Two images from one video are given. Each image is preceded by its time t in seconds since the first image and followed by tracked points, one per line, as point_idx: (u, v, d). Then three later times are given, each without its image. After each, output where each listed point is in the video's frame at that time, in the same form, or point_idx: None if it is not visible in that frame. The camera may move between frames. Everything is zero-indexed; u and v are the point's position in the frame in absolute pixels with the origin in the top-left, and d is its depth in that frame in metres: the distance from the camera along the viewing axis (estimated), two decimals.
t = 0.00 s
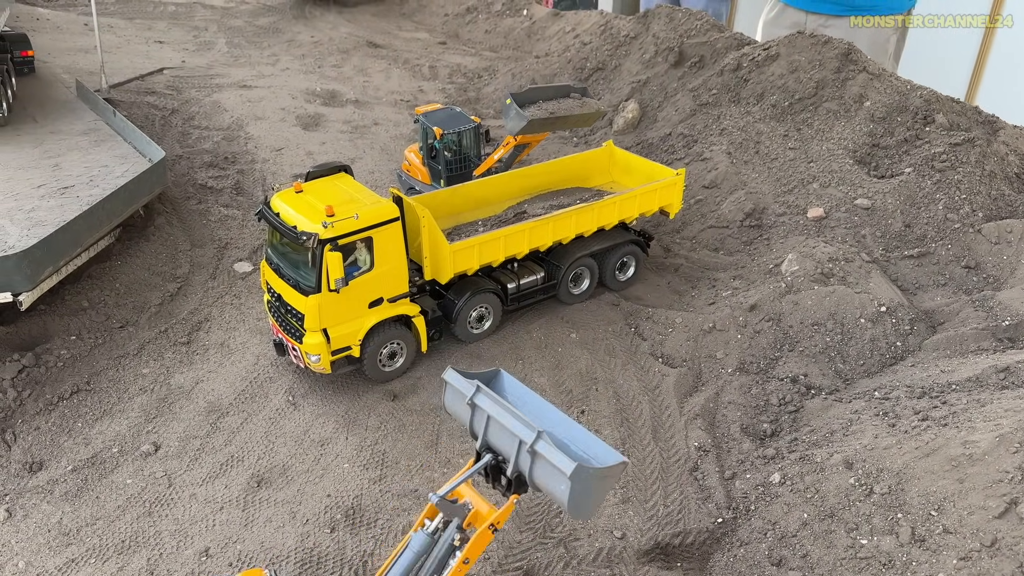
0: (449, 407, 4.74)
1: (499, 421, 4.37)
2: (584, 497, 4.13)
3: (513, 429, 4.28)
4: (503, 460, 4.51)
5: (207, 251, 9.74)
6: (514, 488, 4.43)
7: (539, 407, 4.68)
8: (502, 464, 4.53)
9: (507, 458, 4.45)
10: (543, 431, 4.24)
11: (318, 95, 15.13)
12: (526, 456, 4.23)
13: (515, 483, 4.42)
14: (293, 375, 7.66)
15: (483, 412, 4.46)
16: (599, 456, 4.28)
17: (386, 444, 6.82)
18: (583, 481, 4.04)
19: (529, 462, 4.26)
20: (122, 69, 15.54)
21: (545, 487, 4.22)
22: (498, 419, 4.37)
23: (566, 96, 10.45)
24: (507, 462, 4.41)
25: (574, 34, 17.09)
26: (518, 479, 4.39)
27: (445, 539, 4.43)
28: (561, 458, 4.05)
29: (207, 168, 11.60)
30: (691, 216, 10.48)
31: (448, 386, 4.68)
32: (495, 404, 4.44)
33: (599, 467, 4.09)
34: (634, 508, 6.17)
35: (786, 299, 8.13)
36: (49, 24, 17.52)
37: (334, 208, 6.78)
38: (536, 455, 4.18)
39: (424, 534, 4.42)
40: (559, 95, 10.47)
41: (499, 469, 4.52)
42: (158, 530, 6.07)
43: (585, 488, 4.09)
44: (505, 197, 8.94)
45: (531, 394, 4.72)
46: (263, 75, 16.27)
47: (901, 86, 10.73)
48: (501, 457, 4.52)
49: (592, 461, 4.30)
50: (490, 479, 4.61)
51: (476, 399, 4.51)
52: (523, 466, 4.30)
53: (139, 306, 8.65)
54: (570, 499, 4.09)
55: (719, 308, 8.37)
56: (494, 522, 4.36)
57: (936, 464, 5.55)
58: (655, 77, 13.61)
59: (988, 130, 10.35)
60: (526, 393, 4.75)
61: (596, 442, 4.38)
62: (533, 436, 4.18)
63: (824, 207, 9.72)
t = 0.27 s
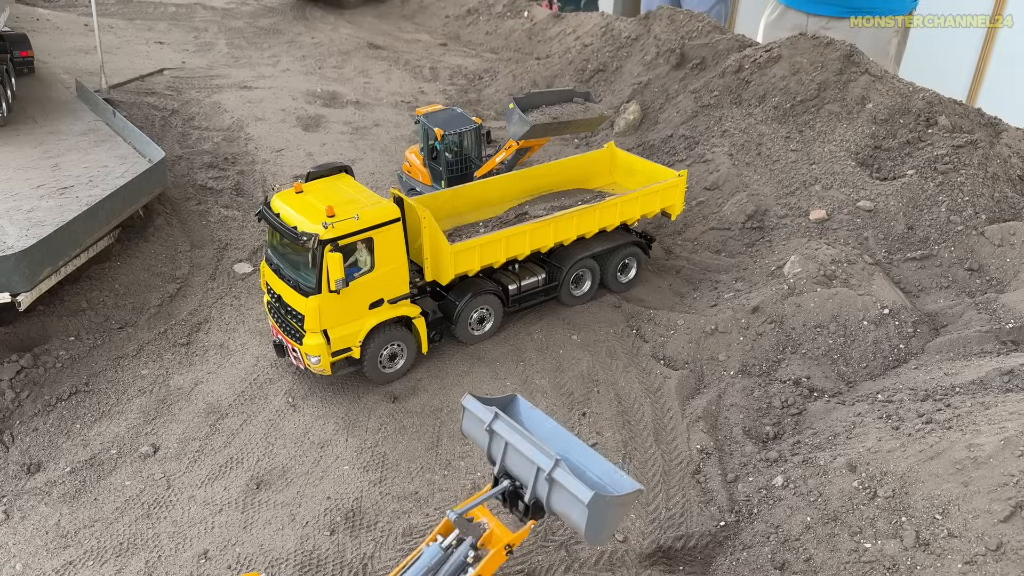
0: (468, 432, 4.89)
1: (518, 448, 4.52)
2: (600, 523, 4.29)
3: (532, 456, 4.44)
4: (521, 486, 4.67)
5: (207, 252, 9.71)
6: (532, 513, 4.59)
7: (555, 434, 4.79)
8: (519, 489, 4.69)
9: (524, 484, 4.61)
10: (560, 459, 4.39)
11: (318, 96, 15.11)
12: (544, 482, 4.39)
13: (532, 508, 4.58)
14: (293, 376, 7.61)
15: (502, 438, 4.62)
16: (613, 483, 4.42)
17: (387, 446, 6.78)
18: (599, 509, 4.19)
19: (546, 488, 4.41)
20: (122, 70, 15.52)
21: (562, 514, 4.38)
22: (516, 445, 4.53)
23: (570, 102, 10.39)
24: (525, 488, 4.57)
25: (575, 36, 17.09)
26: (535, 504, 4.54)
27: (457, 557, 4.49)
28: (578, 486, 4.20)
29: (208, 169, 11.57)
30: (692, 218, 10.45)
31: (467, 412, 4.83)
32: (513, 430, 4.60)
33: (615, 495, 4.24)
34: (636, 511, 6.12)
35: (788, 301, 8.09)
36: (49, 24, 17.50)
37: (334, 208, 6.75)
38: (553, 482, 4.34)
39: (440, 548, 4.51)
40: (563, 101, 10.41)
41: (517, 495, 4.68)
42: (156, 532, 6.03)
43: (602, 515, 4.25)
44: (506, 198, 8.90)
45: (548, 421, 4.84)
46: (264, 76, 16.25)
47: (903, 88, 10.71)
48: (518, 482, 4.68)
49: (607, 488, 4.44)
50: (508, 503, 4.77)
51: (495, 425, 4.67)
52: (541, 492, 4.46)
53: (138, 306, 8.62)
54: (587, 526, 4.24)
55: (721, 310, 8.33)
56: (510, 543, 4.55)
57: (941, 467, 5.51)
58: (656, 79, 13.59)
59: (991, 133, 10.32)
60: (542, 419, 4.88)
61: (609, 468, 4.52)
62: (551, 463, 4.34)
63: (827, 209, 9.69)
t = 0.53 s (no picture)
0: (476, 464, 4.93)
1: (526, 481, 4.56)
2: (607, 558, 4.31)
3: (539, 491, 4.48)
4: (528, 518, 4.72)
5: (206, 254, 9.69)
6: (539, 545, 4.64)
7: (561, 466, 4.82)
8: (527, 520, 4.73)
9: (531, 516, 4.65)
10: (567, 493, 4.44)
11: (318, 98, 15.10)
12: (551, 516, 4.43)
13: (539, 540, 4.63)
14: (292, 379, 7.59)
15: (510, 471, 4.66)
16: (620, 516, 4.46)
17: (386, 449, 6.75)
18: (606, 544, 4.22)
19: (553, 522, 4.45)
20: (122, 72, 15.51)
21: (569, 548, 4.42)
22: (524, 479, 4.58)
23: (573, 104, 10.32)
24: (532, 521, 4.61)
25: (575, 39, 17.11)
26: (542, 537, 4.59)
27: None
28: (585, 521, 4.24)
29: (207, 171, 11.55)
30: (692, 220, 10.44)
31: (476, 444, 4.87)
32: (521, 463, 4.64)
33: (621, 529, 4.28)
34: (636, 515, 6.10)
35: (789, 304, 8.07)
36: (49, 26, 17.50)
37: (334, 210, 6.74)
38: (560, 516, 4.38)
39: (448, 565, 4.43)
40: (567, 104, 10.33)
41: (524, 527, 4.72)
42: (154, 535, 6.01)
43: (608, 551, 4.28)
44: (506, 200, 8.89)
45: (555, 452, 4.87)
46: (264, 78, 16.25)
47: (904, 91, 10.71)
48: (525, 514, 4.72)
49: (614, 521, 4.48)
50: (516, 534, 4.81)
51: (503, 457, 4.71)
52: (548, 526, 4.50)
53: (137, 308, 8.60)
54: (593, 561, 4.27)
55: (721, 313, 8.31)
56: (518, 570, 4.59)
57: (942, 471, 5.49)
58: (656, 82, 13.59)
59: (991, 136, 10.32)
60: (550, 450, 4.90)
61: (616, 503, 4.57)
62: (558, 497, 4.39)
63: (827, 212, 9.68)
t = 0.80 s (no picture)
0: (477, 497, 4.94)
1: (525, 515, 4.57)
2: None
3: (538, 525, 4.48)
4: (528, 551, 4.71)
5: (205, 256, 9.69)
6: None
7: (562, 499, 4.82)
8: (527, 554, 4.73)
9: (531, 550, 4.65)
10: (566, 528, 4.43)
11: (317, 101, 15.12)
12: (550, 551, 4.43)
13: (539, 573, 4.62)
14: (290, 382, 7.58)
15: (510, 505, 4.67)
16: (618, 551, 4.44)
17: (384, 451, 6.75)
18: None
19: (552, 557, 4.45)
20: (121, 75, 15.52)
21: None
22: (523, 513, 4.58)
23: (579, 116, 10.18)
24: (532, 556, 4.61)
25: (574, 42, 17.15)
26: (542, 571, 4.58)
27: None
28: (582, 558, 4.23)
29: (206, 173, 11.56)
30: (691, 223, 10.44)
31: (476, 477, 4.89)
32: (521, 498, 4.65)
33: (621, 565, 4.28)
34: (635, 518, 6.10)
35: (787, 306, 8.07)
36: (48, 29, 17.51)
37: (333, 213, 6.74)
38: (559, 552, 4.37)
39: None
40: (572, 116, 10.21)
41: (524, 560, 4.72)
42: (152, 538, 6.00)
43: None
44: (504, 203, 8.88)
45: (555, 485, 4.87)
46: (263, 81, 16.26)
47: (902, 94, 10.73)
48: (525, 548, 4.72)
49: (613, 556, 4.47)
50: (516, 567, 4.81)
51: (503, 491, 4.72)
52: (548, 561, 4.49)
53: (135, 311, 8.59)
54: None
55: (720, 316, 8.30)
56: None
57: (940, 474, 5.49)
58: (655, 85, 13.61)
59: (989, 139, 10.34)
60: (550, 483, 4.91)
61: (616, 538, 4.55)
62: (557, 533, 4.38)
63: (825, 215, 9.69)
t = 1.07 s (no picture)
0: (472, 528, 5.21)
1: (519, 552, 4.82)
2: None
3: (531, 562, 4.72)
4: None
5: (203, 260, 9.69)
6: None
7: (553, 532, 5.10)
8: None
9: None
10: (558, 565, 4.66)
11: (316, 105, 15.13)
12: None
13: None
14: (289, 386, 7.58)
15: (503, 541, 4.93)
16: None
17: (382, 455, 6.75)
18: None
19: None
20: (119, 79, 15.53)
21: None
22: (517, 549, 4.84)
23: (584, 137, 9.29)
24: None
25: (572, 45, 17.22)
26: None
27: None
28: None
29: (204, 177, 11.57)
30: (689, 226, 10.46)
31: (470, 511, 5.15)
32: (514, 534, 4.91)
33: None
34: (633, 521, 6.09)
35: (785, 310, 8.08)
36: (46, 32, 17.53)
37: (331, 217, 6.75)
38: None
39: None
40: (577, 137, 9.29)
41: None
42: (150, 543, 6.00)
43: None
44: (501, 207, 8.91)
45: (547, 519, 5.15)
46: (262, 85, 16.28)
47: (899, 98, 10.76)
48: None
49: None
50: None
51: (497, 526, 4.98)
52: None
53: (134, 315, 8.59)
54: None
55: (718, 319, 8.31)
56: None
57: (937, 477, 5.50)
58: (652, 89, 13.64)
59: (986, 142, 10.36)
60: (542, 516, 5.19)
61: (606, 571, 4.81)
62: (549, 569, 4.62)
63: (823, 218, 9.69)
